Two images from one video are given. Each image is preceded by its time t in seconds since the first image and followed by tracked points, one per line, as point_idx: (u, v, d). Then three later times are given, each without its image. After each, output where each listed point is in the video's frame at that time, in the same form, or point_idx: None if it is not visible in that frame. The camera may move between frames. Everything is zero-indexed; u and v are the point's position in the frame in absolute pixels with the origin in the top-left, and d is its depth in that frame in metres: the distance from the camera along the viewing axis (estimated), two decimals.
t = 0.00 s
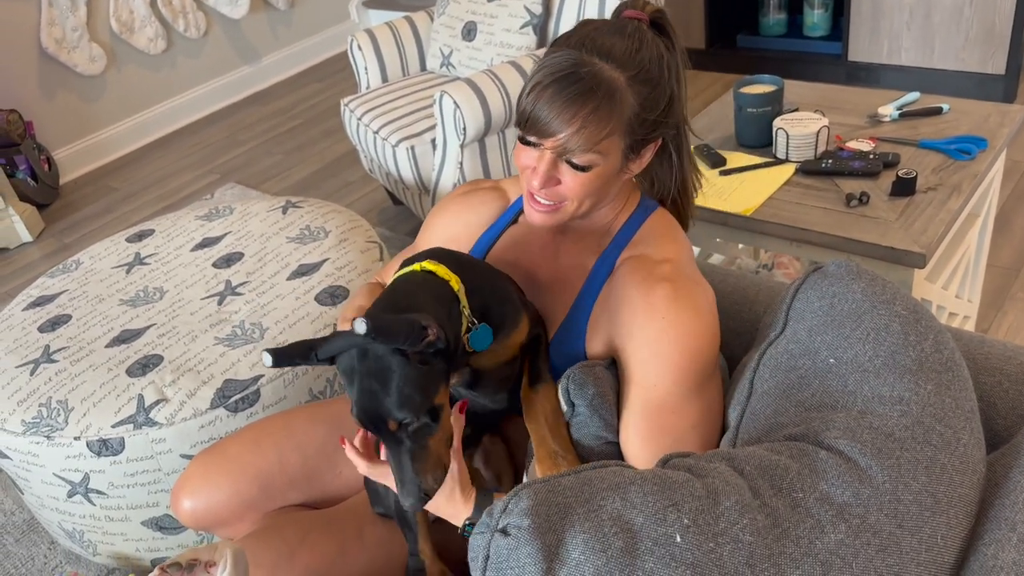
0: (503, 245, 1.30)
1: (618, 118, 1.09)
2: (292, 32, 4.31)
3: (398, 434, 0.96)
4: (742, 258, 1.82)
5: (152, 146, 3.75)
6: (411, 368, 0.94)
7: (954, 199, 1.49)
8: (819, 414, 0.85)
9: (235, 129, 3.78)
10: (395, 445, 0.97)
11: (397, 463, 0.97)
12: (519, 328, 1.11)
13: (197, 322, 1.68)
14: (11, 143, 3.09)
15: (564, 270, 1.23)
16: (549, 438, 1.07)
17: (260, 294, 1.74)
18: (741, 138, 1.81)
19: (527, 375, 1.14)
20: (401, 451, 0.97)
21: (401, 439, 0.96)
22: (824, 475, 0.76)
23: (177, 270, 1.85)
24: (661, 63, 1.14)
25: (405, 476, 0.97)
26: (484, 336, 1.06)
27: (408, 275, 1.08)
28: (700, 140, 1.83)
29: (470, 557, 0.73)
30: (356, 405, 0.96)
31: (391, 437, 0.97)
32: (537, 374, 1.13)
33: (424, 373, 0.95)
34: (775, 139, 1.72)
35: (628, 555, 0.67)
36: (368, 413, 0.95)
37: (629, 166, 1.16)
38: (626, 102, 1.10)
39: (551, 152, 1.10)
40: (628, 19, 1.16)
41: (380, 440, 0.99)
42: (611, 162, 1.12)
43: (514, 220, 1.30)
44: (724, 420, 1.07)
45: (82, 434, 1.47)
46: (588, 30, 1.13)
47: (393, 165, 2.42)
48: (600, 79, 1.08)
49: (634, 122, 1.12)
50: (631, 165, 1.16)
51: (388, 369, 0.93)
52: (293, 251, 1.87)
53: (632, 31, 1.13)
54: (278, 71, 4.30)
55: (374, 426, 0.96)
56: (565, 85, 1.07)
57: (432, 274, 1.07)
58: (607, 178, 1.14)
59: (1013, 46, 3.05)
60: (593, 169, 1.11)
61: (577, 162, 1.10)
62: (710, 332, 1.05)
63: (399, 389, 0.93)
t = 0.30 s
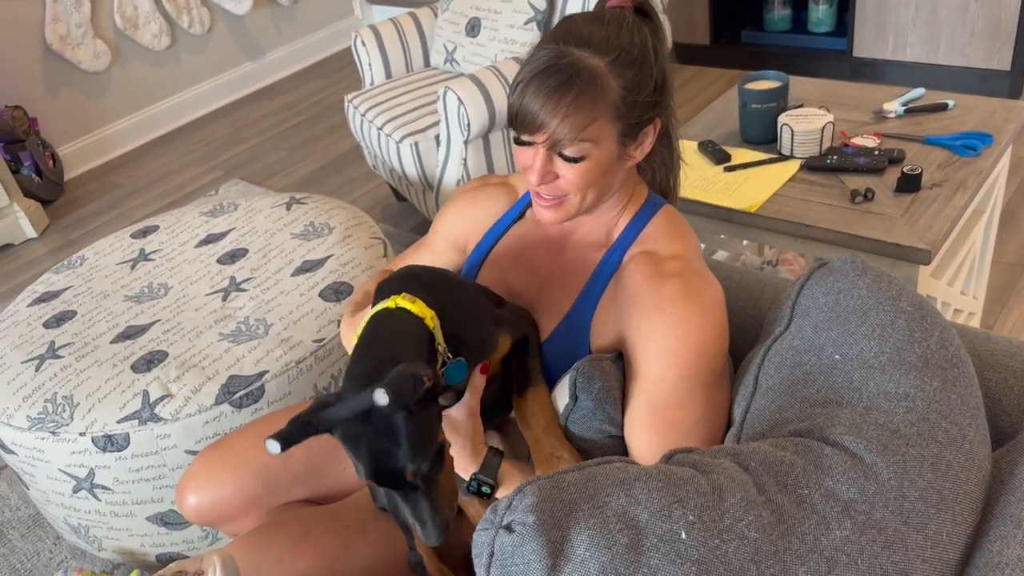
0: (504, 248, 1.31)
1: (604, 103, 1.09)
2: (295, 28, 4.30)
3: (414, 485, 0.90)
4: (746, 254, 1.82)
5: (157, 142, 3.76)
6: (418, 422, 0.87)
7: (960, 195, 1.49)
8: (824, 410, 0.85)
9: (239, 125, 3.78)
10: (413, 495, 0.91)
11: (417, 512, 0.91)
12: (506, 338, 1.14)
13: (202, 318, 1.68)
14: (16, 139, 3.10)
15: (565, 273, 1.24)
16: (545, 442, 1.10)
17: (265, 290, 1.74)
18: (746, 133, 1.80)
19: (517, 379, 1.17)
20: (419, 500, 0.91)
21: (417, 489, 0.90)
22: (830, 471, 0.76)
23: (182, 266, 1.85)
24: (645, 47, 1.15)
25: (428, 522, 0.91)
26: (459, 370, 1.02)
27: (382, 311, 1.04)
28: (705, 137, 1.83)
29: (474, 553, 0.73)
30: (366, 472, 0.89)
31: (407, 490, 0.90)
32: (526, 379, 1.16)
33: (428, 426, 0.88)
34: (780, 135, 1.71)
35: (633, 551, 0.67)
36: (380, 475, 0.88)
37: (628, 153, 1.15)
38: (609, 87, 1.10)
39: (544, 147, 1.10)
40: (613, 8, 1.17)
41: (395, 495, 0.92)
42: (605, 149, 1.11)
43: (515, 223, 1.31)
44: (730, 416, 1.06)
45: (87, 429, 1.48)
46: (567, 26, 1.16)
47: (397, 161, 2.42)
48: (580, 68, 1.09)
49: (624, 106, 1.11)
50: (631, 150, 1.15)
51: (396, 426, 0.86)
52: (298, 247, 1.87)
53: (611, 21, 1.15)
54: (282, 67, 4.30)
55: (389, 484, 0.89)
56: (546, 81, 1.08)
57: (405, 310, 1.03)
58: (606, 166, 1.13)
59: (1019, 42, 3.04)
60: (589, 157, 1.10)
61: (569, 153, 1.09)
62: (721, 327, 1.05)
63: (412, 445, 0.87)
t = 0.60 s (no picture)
0: (506, 250, 1.33)
1: (563, 91, 1.10)
2: (298, 24, 4.30)
3: (420, 531, 0.90)
4: (751, 249, 1.82)
5: (160, 138, 3.76)
6: (419, 467, 0.88)
7: (964, 190, 1.48)
8: (829, 404, 0.85)
9: (242, 121, 3.78)
10: (420, 541, 0.91)
11: (424, 555, 0.92)
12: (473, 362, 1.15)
13: (206, 314, 1.68)
14: (20, 135, 3.11)
15: (569, 272, 1.24)
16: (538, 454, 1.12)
17: (269, 286, 1.74)
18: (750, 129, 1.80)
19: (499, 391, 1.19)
20: (426, 544, 0.91)
21: (424, 534, 0.91)
22: (835, 466, 0.76)
23: (186, 262, 1.85)
24: (615, 29, 1.12)
25: (437, 565, 0.92)
26: (429, 407, 1.05)
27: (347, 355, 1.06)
28: (708, 132, 1.83)
29: (479, 548, 0.74)
30: (373, 523, 0.88)
31: (414, 536, 0.90)
32: (508, 395, 1.18)
33: (428, 470, 0.89)
34: (783, 130, 1.71)
35: (639, 546, 0.67)
36: (388, 524, 0.88)
37: (609, 140, 1.13)
38: (570, 76, 1.10)
39: (519, 142, 1.13)
40: None
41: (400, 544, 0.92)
42: (578, 139, 1.11)
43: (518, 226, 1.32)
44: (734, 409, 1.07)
45: (92, 425, 1.48)
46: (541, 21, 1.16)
47: (400, 157, 2.42)
48: (536, 61, 1.11)
49: (590, 91, 1.09)
50: (611, 137, 1.13)
51: (401, 473, 0.87)
52: (302, 242, 1.87)
53: (579, 9, 1.14)
54: (285, 63, 4.30)
55: (396, 533, 0.89)
56: (506, 78, 1.13)
57: (370, 352, 1.06)
58: (584, 155, 1.12)
59: None
60: (559, 147, 1.11)
61: (540, 146, 1.11)
62: (729, 325, 1.06)
63: (417, 488, 0.88)
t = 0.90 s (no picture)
0: (511, 241, 1.34)
1: (551, 81, 1.11)
2: (300, 18, 4.30)
3: None
4: (754, 242, 1.82)
5: (163, 133, 3.76)
6: (408, 549, 0.84)
7: (969, 180, 1.48)
8: (833, 395, 0.85)
9: (244, 116, 3.78)
10: None
11: None
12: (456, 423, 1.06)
13: (209, 308, 1.68)
14: (22, 130, 3.11)
15: (571, 261, 1.25)
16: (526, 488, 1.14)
17: (272, 280, 1.74)
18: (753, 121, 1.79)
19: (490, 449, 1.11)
20: None
21: None
22: (838, 457, 0.75)
23: (189, 256, 1.85)
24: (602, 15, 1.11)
25: None
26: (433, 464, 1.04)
27: (346, 409, 1.03)
28: (711, 124, 1.82)
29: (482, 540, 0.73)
30: None
31: None
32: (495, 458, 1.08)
33: (417, 554, 0.85)
34: (787, 122, 1.71)
35: (641, 536, 0.67)
36: None
37: (603, 128, 1.13)
38: (557, 66, 1.10)
39: (515, 135, 1.15)
40: None
41: None
42: (571, 128, 1.12)
43: (523, 215, 1.34)
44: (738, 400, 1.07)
45: (96, 419, 1.48)
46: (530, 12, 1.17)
47: (402, 150, 2.42)
48: (523, 53, 1.12)
49: (578, 80, 1.10)
50: (604, 124, 1.13)
51: (386, 556, 0.83)
52: (304, 236, 1.87)
53: None
54: (286, 57, 4.30)
55: None
56: (497, 73, 1.15)
57: (369, 411, 1.01)
58: (578, 144, 1.13)
59: None
60: (553, 138, 1.12)
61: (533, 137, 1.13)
62: (732, 314, 1.05)
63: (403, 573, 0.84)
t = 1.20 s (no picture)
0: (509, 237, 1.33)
1: (533, 66, 1.10)
2: (300, 11, 4.28)
3: None
4: (755, 232, 1.82)
5: (163, 127, 3.76)
6: None
7: (971, 169, 1.47)
8: (834, 383, 0.85)
9: (245, 109, 3.78)
10: None
11: None
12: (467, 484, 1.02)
13: (209, 301, 1.68)
14: (23, 124, 3.11)
15: (572, 253, 1.24)
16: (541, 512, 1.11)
17: (273, 272, 1.74)
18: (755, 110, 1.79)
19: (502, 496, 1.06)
20: None
21: None
22: (839, 444, 0.75)
23: (190, 249, 1.85)
24: None
25: None
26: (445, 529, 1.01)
27: (352, 482, 0.97)
28: (714, 114, 1.81)
29: (482, 529, 0.73)
30: None
31: None
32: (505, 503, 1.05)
33: None
34: (789, 111, 1.70)
35: (641, 523, 0.67)
36: None
37: (590, 111, 1.13)
38: (538, 50, 1.10)
39: (504, 125, 1.15)
40: None
41: None
42: (558, 113, 1.11)
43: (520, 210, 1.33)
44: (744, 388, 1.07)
45: (98, 411, 1.48)
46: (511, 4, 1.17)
47: (403, 142, 2.41)
48: (503, 41, 1.12)
49: (559, 62, 1.09)
50: (591, 107, 1.12)
51: None
52: (305, 229, 1.87)
53: None
54: (287, 50, 4.28)
55: None
56: (480, 63, 1.15)
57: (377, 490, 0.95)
58: (566, 128, 1.12)
59: None
60: (540, 123, 1.12)
61: (521, 125, 1.13)
62: (736, 300, 1.05)
63: None
